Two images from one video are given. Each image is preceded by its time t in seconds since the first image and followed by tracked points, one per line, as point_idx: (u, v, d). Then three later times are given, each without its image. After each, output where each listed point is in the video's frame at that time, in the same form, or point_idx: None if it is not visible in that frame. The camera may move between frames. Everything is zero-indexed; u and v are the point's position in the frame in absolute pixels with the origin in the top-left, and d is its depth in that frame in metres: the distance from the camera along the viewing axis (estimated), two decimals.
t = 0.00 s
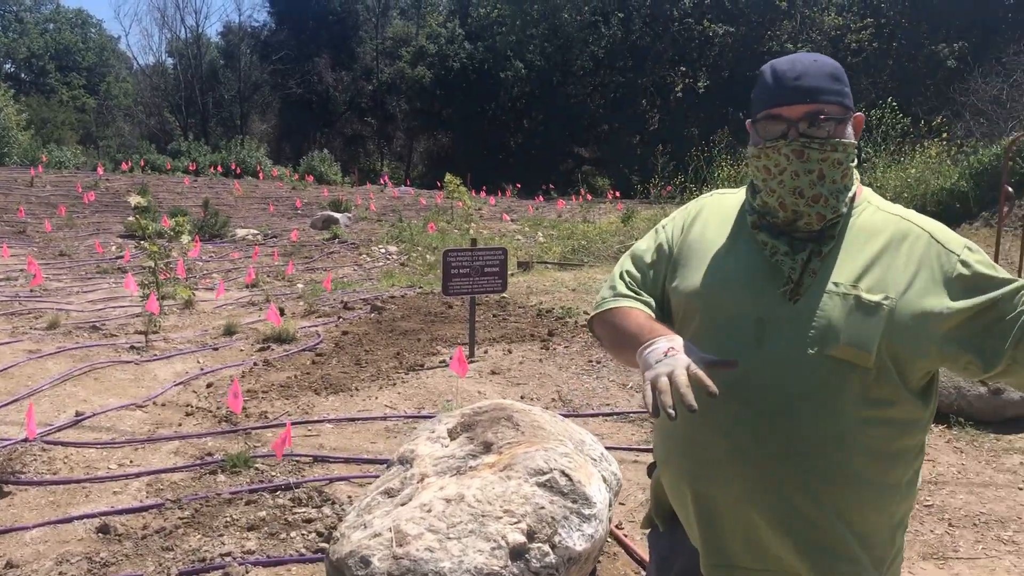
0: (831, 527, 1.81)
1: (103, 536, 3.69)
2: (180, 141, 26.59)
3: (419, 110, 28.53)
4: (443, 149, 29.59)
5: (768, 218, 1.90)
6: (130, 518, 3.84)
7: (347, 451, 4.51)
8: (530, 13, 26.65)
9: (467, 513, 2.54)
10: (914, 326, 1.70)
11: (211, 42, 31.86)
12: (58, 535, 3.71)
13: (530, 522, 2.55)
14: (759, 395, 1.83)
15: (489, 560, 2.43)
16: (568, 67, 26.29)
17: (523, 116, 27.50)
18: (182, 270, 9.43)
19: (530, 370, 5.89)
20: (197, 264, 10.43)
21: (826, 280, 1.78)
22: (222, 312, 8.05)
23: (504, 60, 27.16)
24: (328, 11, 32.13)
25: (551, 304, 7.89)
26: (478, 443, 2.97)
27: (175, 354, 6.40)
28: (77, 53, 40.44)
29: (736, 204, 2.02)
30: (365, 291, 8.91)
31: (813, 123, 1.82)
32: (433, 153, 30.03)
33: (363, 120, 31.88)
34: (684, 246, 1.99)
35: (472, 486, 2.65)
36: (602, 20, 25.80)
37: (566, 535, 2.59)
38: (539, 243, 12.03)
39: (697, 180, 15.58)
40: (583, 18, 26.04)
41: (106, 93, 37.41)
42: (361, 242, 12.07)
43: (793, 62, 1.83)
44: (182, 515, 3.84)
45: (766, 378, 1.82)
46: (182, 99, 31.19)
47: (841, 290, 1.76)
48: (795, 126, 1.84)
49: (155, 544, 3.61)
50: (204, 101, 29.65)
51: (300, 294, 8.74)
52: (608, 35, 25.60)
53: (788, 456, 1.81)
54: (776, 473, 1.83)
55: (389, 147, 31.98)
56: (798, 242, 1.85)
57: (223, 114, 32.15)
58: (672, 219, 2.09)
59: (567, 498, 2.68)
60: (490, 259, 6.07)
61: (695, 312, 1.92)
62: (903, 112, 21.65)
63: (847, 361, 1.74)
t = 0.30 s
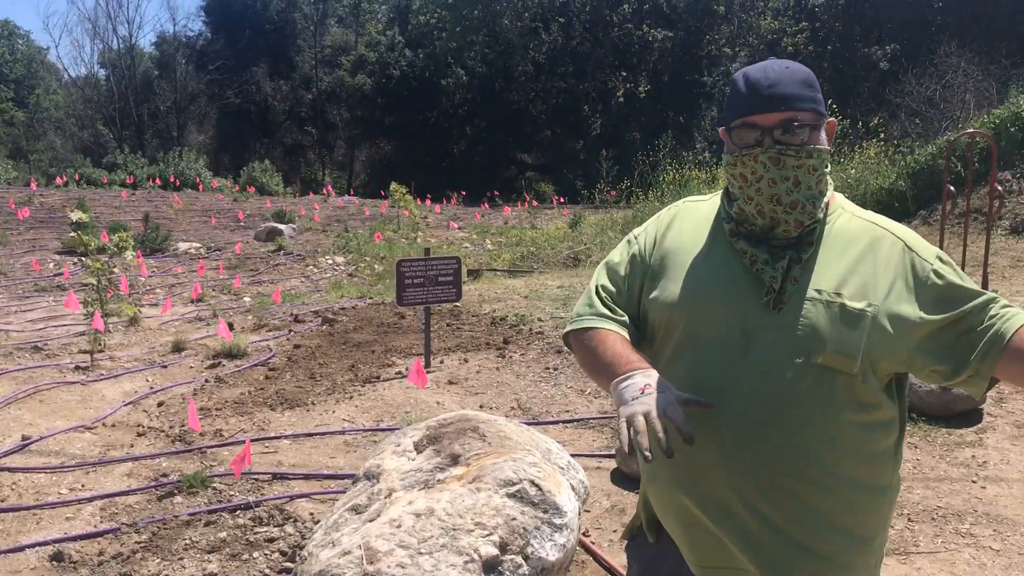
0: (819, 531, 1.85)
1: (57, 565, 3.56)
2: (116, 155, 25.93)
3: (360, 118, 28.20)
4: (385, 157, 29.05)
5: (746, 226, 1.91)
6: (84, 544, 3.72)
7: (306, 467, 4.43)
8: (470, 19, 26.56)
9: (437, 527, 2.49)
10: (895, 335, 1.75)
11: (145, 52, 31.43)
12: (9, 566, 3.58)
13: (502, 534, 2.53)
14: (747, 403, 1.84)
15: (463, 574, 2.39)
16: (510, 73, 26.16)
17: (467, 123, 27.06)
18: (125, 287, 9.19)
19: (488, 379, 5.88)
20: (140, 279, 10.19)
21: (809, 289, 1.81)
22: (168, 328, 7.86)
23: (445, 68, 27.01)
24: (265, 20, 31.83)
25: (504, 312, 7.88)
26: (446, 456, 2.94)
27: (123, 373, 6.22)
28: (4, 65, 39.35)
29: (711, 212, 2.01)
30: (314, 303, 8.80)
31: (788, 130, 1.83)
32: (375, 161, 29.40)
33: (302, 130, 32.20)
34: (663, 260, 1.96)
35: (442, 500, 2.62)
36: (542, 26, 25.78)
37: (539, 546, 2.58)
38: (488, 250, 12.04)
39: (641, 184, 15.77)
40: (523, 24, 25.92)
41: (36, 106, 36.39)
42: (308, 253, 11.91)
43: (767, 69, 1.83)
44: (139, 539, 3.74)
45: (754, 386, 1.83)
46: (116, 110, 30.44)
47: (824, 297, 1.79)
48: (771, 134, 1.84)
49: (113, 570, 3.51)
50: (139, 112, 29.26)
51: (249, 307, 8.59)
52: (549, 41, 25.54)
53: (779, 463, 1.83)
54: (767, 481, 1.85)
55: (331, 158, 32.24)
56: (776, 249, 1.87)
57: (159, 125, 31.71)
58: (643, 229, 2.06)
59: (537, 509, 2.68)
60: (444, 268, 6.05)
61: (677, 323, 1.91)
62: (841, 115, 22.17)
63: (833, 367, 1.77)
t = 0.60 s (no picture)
0: (791, 531, 1.87)
1: None
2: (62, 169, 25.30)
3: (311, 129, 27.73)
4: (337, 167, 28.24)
5: (731, 222, 1.96)
6: (53, 568, 3.65)
7: (278, 483, 4.38)
8: (420, 27, 26.43)
9: (423, 538, 2.57)
10: (870, 346, 1.77)
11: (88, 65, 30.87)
12: None
13: (489, 543, 2.62)
14: (727, 402, 1.87)
15: None
16: (462, 81, 26.05)
17: (418, 131, 26.76)
18: (78, 304, 8.97)
19: (457, 387, 5.87)
20: (93, 297, 9.96)
21: (792, 293, 1.82)
22: (125, 345, 7.69)
23: (395, 77, 26.59)
24: (212, 30, 31.45)
25: (469, 319, 7.87)
26: (427, 466, 3.02)
27: (82, 392, 6.07)
28: None
29: (706, 213, 2.04)
30: (274, 315, 8.69)
31: (770, 127, 1.89)
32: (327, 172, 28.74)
33: (252, 140, 31.78)
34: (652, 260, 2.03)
35: (426, 510, 2.69)
36: (492, 34, 25.52)
37: (526, 553, 2.69)
38: (447, 257, 12.01)
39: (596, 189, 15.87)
40: (473, 33, 25.73)
41: None
42: (264, 265, 11.76)
43: (753, 69, 1.91)
44: (110, 562, 3.67)
45: (734, 386, 1.86)
46: (60, 125, 29.75)
47: (807, 300, 1.80)
48: (752, 128, 1.91)
49: None
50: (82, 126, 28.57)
51: (208, 322, 8.45)
52: (499, 48, 25.29)
53: (756, 463, 1.85)
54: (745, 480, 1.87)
55: (282, 168, 31.86)
56: (759, 249, 1.90)
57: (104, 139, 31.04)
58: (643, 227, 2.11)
59: (523, 516, 2.78)
60: (410, 277, 6.01)
61: (662, 321, 1.96)
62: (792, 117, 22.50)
63: (809, 370, 1.79)
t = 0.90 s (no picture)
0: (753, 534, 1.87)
1: None
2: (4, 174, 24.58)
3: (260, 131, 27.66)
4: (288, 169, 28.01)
5: (704, 222, 2.00)
6: None
7: (240, 491, 4.32)
8: (372, 29, 26.14)
9: (395, 544, 2.56)
10: (821, 343, 1.78)
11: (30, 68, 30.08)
12: None
13: (462, 548, 2.62)
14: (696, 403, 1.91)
15: None
16: (414, 83, 25.78)
17: (371, 134, 26.55)
18: (24, 312, 8.72)
19: (420, 392, 5.83)
20: (39, 305, 9.69)
21: (753, 290, 1.85)
22: (76, 354, 7.49)
23: (347, 79, 26.50)
24: (158, 31, 30.87)
25: (429, 323, 7.82)
26: (397, 471, 3.00)
27: (33, 402, 5.91)
28: None
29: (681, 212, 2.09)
30: (229, 321, 8.54)
31: (744, 125, 1.91)
32: (278, 175, 28.43)
33: (201, 144, 31.19)
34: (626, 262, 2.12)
35: (397, 516, 2.68)
36: (444, 36, 25.40)
37: (499, 557, 2.68)
38: (404, 260, 11.93)
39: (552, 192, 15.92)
40: (425, 34, 25.49)
41: None
42: (216, 270, 11.54)
43: (725, 68, 1.93)
44: None
45: (703, 387, 1.90)
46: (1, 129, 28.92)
47: (769, 298, 1.83)
48: (725, 128, 1.93)
49: None
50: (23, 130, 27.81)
51: (160, 329, 8.27)
52: (452, 50, 25.18)
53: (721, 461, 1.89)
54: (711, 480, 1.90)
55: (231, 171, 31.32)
56: (734, 249, 1.93)
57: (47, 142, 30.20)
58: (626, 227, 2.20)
59: (495, 520, 2.77)
60: (370, 281, 5.95)
61: (631, 323, 2.04)
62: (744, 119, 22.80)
63: (767, 372, 1.82)
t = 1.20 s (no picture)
0: (792, 526, 1.83)
1: None
2: None
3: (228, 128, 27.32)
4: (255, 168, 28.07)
5: (691, 225, 1.93)
6: None
7: (212, 492, 4.26)
8: (341, 26, 25.91)
9: (372, 544, 2.54)
10: (833, 331, 1.81)
11: None
12: None
13: (440, 547, 2.60)
14: (717, 407, 1.82)
15: None
16: (383, 80, 25.55)
17: (340, 132, 26.35)
18: None
19: (393, 391, 5.81)
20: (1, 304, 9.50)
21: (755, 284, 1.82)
22: (39, 353, 7.35)
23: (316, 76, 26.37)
24: (122, 27, 30.47)
25: (401, 322, 7.78)
26: (373, 470, 2.99)
27: None
28: None
29: (653, 214, 1.99)
30: (198, 320, 8.43)
31: (732, 126, 1.90)
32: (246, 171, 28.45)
33: (167, 141, 30.83)
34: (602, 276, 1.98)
35: (374, 516, 2.66)
36: (413, 33, 25.22)
37: (477, 556, 2.66)
38: (374, 259, 11.87)
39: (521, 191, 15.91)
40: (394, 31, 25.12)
41: None
42: (183, 268, 11.38)
43: (705, 65, 1.91)
44: None
45: (720, 390, 1.82)
46: None
47: (773, 293, 1.81)
48: (716, 130, 1.90)
49: None
50: None
51: (127, 327, 8.15)
52: (421, 48, 25.05)
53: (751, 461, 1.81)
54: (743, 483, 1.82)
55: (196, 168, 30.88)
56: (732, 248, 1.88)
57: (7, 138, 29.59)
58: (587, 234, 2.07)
59: (473, 518, 2.75)
60: (342, 279, 5.90)
61: (625, 337, 1.91)
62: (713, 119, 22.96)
63: (789, 363, 1.79)
